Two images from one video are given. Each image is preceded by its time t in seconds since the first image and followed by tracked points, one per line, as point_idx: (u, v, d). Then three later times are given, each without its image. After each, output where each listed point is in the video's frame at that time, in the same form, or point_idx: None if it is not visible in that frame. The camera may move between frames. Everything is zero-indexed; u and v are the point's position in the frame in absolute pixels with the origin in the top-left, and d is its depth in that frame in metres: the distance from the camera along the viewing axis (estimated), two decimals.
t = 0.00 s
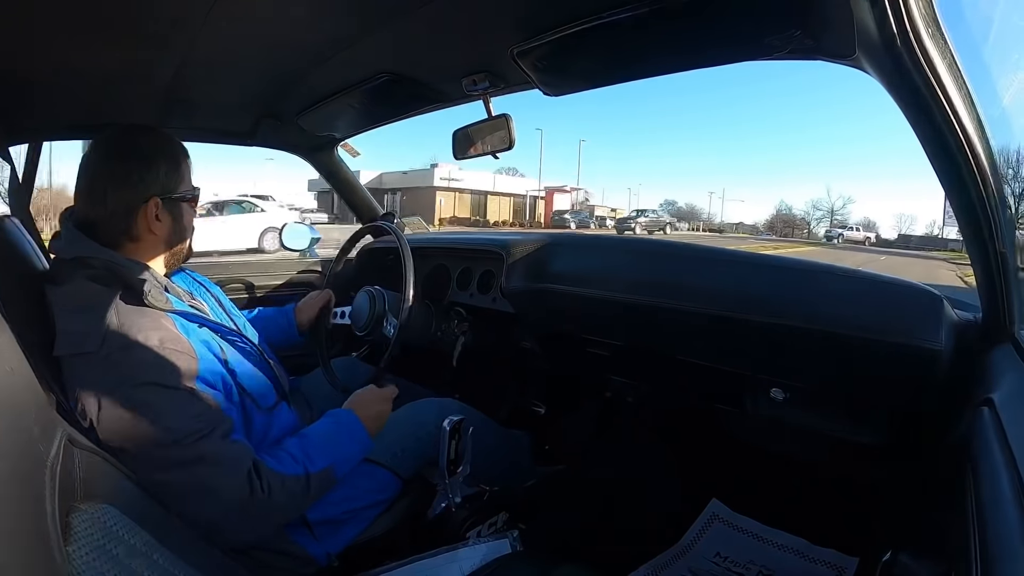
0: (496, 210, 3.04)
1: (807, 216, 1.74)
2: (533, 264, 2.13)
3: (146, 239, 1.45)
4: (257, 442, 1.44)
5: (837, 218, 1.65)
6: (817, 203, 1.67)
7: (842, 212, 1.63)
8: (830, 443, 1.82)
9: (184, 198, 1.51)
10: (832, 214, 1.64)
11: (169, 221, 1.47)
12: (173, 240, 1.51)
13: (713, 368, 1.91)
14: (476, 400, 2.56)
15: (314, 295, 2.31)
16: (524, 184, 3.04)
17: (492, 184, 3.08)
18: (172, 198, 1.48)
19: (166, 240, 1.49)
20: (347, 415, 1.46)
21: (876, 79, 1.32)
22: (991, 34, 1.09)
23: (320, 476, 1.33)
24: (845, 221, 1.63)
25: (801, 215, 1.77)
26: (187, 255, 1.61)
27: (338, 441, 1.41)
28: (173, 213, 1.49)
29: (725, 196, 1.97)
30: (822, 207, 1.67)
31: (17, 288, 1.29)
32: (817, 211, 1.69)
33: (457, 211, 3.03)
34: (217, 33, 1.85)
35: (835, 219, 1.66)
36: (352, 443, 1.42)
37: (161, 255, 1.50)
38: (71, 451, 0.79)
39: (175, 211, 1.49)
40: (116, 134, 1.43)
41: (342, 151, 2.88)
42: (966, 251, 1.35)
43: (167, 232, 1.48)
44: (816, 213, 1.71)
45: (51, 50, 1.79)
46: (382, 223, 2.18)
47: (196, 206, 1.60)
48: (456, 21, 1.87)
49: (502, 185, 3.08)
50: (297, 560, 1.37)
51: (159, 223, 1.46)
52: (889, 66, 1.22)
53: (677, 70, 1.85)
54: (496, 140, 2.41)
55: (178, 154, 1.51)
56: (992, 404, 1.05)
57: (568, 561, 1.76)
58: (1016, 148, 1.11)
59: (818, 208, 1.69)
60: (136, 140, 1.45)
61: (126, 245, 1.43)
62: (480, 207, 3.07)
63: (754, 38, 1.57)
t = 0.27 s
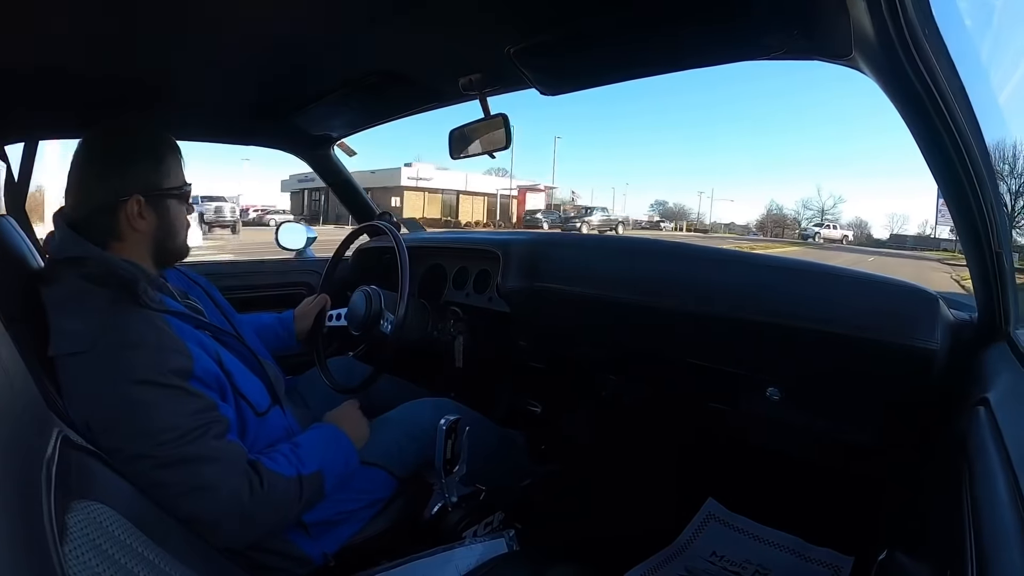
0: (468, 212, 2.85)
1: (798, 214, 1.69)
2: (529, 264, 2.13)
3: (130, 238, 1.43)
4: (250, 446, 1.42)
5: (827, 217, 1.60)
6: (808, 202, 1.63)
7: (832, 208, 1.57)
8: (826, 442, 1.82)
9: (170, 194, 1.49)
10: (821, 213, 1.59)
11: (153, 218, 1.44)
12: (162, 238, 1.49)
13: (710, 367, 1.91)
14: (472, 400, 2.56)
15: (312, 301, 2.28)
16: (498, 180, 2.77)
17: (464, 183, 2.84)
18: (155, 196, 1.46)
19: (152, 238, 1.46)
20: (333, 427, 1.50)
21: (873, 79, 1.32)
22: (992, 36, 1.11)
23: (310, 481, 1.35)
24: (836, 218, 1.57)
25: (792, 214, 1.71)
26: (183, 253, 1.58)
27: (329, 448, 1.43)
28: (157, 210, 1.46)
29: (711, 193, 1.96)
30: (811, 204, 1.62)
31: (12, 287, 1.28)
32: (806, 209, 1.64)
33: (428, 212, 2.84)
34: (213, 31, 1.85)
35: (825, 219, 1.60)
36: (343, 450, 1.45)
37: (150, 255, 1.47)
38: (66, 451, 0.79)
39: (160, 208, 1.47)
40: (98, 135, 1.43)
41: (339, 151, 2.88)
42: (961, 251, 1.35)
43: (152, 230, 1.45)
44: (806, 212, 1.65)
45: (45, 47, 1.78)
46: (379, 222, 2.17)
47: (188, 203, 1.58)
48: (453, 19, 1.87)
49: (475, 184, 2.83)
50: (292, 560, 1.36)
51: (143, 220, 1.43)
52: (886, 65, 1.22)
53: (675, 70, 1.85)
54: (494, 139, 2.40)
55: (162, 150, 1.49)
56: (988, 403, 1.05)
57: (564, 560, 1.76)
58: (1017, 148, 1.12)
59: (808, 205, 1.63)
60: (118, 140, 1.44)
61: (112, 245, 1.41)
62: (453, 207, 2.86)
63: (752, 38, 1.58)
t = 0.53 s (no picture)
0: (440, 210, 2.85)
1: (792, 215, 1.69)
2: (527, 263, 2.13)
3: (118, 237, 1.43)
4: (248, 448, 1.42)
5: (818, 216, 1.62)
6: (803, 201, 1.64)
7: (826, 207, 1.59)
8: (824, 442, 1.83)
9: (158, 190, 1.48)
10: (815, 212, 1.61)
11: (138, 216, 1.44)
12: (152, 235, 1.48)
13: (708, 368, 1.91)
14: (469, 399, 2.56)
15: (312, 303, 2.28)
16: (469, 177, 2.77)
17: (436, 182, 2.84)
18: (141, 193, 1.45)
19: (140, 235, 1.46)
20: (330, 429, 1.50)
21: (871, 81, 1.32)
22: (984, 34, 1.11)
23: (309, 484, 1.35)
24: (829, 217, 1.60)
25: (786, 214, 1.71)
26: (179, 249, 1.58)
27: (329, 450, 1.44)
28: (143, 207, 1.45)
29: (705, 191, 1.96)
30: (805, 203, 1.64)
31: (10, 286, 1.28)
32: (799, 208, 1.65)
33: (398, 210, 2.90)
34: (211, 29, 1.84)
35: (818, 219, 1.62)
36: (343, 453, 1.46)
37: (141, 253, 1.48)
38: (65, 450, 0.78)
39: (146, 205, 1.46)
40: (84, 134, 1.42)
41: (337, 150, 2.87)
42: (961, 253, 1.35)
43: (138, 228, 1.45)
44: (800, 212, 1.66)
45: (44, 45, 1.78)
46: (377, 221, 2.17)
47: (181, 198, 1.57)
48: (453, 19, 1.87)
49: (446, 181, 2.83)
50: (290, 560, 1.36)
51: (128, 218, 1.43)
52: (885, 65, 1.23)
53: (674, 70, 1.85)
54: (494, 139, 2.41)
55: (149, 145, 1.48)
56: (985, 404, 1.05)
57: (562, 559, 1.76)
58: (1005, 148, 1.13)
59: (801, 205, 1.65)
60: (104, 138, 1.43)
61: (101, 244, 1.42)
62: (425, 206, 2.88)
63: (752, 37, 1.57)
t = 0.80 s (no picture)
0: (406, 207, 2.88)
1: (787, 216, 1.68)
2: (524, 263, 2.13)
3: (110, 237, 1.44)
4: (246, 448, 1.42)
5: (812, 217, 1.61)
6: (798, 201, 1.64)
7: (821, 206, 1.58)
8: (821, 442, 1.83)
9: (147, 188, 1.47)
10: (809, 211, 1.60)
11: (127, 216, 1.43)
12: (144, 233, 1.48)
13: (706, 368, 1.92)
14: (466, 400, 2.56)
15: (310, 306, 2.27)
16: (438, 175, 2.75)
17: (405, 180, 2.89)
18: (129, 192, 1.44)
19: (132, 234, 1.46)
20: (328, 429, 1.50)
21: (869, 82, 1.33)
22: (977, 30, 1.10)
23: (306, 484, 1.35)
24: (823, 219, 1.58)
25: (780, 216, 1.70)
26: (174, 247, 1.58)
27: (327, 451, 1.44)
28: (133, 206, 1.44)
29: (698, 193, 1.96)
30: (799, 202, 1.64)
31: (7, 285, 1.27)
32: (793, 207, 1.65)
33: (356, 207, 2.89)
34: (208, 28, 1.84)
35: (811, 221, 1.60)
36: (340, 454, 1.46)
37: (133, 252, 1.48)
38: (62, 450, 0.78)
39: (136, 204, 1.45)
40: (71, 133, 1.41)
41: (334, 150, 2.87)
42: (958, 253, 1.35)
43: (130, 227, 1.45)
44: (794, 211, 1.66)
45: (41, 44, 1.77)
46: (376, 221, 2.17)
47: (172, 195, 1.56)
48: (451, 19, 1.87)
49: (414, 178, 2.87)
50: (287, 560, 1.36)
51: (117, 218, 1.42)
52: (882, 65, 1.23)
53: (671, 70, 1.85)
54: (490, 140, 2.42)
55: (136, 143, 1.47)
56: (982, 404, 1.06)
57: (559, 559, 1.76)
58: (996, 146, 1.12)
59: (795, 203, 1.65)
60: (92, 137, 1.43)
61: (93, 244, 1.43)
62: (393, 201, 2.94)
63: (749, 38, 1.58)
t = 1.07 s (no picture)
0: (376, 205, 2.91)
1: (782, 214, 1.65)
2: (521, 262, 2.12)
3: (104, 236, 1.43)
4: (244, 448, 1.42)
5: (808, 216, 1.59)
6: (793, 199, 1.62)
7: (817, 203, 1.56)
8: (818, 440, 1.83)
9: (141, 187, 1.46)
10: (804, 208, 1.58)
11: (121, 215, 1.43)
12: (140, 233, 1.48)
13: (703, 366, 1.92)
14: (464, 399, 2.55)
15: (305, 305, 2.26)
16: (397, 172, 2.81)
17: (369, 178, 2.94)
18: (123, 191, 1.43)
19: (127, 234, 1.46)
20: (325, 429, 1.49)
21: (867, 80, 1.33)
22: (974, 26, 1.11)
23: (304, 483, 1.35)
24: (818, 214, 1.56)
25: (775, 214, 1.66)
26: (170, 245, 1.57)
27: (324, 450, 1.44)
28: (127, 206, 1.44)
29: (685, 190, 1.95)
30: (792, 198, 1.62)
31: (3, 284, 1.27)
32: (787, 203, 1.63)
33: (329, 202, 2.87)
34: (205, 26, 1.83)
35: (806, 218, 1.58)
36: (338, 453, 1.45)
37: (128, 251, 1.48)
38: (57, 450, 0.77)
39: (130, 203, 1.44)
40: (66, 133, 1.41)
41: (332, 149, 2.87)
42: (955, 252, 1.35)
43: (125, 226, 1.45)
44: (789, 210, 1.63)
45: (37, 42, 1.76)
46: (372, 219, 2.17)
47: (167, 193, 1.56)
48: (448, 17, 1.86)
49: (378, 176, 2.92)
50: (285, 560, 1.36)
51: (111, 218, 1.42)
52: (879, 64, 1.23)
53: (669, 68, 1.85)
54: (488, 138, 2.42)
55: (130, 142, 1.46)
56: (980, 403, 1.06)
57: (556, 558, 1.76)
58: (996, 142, 1.12)
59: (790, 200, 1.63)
60: (85, 136, 1.42)
61: (88, 243, 1.42)
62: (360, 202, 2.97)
63: (747, 36, 1.57)
